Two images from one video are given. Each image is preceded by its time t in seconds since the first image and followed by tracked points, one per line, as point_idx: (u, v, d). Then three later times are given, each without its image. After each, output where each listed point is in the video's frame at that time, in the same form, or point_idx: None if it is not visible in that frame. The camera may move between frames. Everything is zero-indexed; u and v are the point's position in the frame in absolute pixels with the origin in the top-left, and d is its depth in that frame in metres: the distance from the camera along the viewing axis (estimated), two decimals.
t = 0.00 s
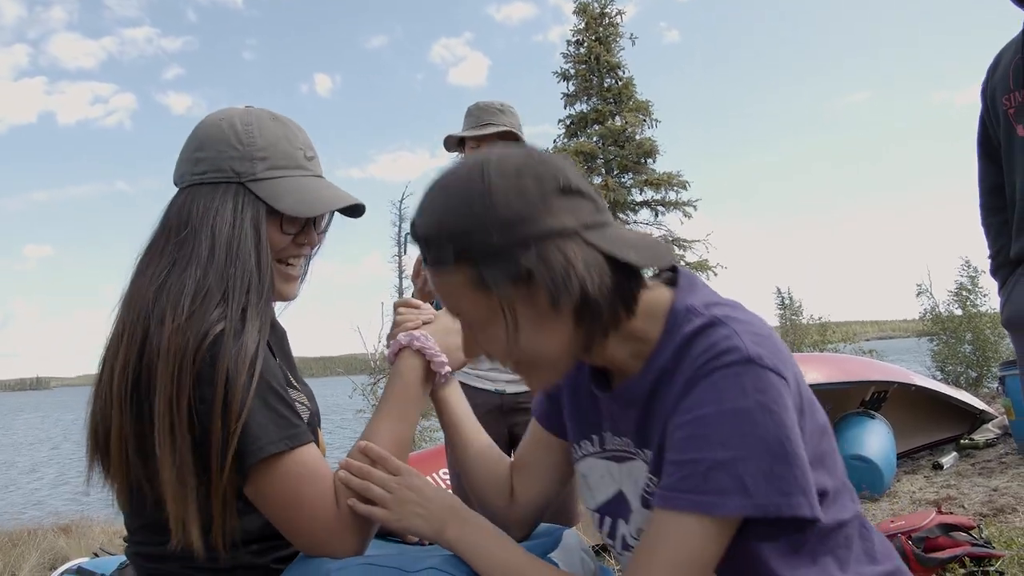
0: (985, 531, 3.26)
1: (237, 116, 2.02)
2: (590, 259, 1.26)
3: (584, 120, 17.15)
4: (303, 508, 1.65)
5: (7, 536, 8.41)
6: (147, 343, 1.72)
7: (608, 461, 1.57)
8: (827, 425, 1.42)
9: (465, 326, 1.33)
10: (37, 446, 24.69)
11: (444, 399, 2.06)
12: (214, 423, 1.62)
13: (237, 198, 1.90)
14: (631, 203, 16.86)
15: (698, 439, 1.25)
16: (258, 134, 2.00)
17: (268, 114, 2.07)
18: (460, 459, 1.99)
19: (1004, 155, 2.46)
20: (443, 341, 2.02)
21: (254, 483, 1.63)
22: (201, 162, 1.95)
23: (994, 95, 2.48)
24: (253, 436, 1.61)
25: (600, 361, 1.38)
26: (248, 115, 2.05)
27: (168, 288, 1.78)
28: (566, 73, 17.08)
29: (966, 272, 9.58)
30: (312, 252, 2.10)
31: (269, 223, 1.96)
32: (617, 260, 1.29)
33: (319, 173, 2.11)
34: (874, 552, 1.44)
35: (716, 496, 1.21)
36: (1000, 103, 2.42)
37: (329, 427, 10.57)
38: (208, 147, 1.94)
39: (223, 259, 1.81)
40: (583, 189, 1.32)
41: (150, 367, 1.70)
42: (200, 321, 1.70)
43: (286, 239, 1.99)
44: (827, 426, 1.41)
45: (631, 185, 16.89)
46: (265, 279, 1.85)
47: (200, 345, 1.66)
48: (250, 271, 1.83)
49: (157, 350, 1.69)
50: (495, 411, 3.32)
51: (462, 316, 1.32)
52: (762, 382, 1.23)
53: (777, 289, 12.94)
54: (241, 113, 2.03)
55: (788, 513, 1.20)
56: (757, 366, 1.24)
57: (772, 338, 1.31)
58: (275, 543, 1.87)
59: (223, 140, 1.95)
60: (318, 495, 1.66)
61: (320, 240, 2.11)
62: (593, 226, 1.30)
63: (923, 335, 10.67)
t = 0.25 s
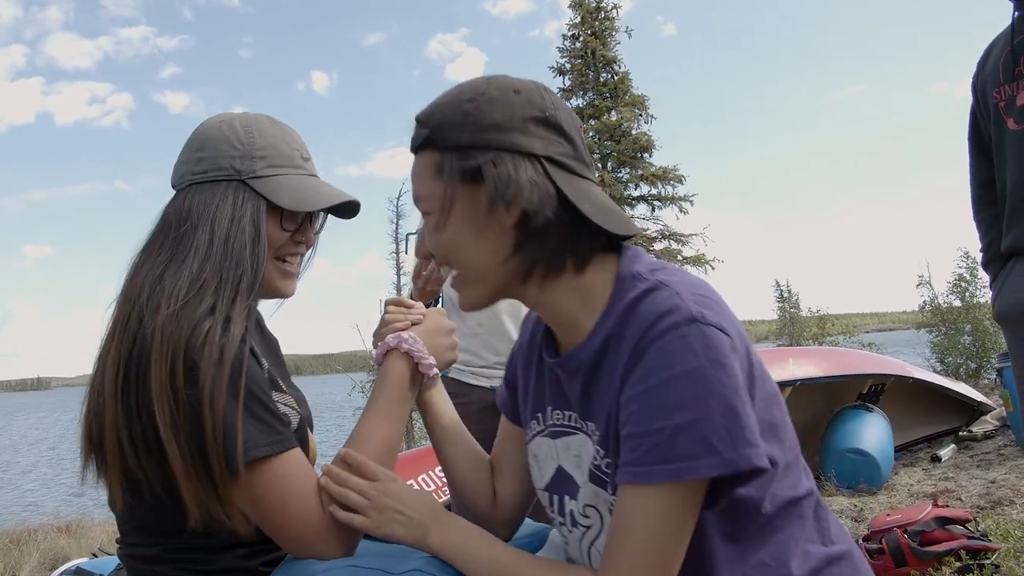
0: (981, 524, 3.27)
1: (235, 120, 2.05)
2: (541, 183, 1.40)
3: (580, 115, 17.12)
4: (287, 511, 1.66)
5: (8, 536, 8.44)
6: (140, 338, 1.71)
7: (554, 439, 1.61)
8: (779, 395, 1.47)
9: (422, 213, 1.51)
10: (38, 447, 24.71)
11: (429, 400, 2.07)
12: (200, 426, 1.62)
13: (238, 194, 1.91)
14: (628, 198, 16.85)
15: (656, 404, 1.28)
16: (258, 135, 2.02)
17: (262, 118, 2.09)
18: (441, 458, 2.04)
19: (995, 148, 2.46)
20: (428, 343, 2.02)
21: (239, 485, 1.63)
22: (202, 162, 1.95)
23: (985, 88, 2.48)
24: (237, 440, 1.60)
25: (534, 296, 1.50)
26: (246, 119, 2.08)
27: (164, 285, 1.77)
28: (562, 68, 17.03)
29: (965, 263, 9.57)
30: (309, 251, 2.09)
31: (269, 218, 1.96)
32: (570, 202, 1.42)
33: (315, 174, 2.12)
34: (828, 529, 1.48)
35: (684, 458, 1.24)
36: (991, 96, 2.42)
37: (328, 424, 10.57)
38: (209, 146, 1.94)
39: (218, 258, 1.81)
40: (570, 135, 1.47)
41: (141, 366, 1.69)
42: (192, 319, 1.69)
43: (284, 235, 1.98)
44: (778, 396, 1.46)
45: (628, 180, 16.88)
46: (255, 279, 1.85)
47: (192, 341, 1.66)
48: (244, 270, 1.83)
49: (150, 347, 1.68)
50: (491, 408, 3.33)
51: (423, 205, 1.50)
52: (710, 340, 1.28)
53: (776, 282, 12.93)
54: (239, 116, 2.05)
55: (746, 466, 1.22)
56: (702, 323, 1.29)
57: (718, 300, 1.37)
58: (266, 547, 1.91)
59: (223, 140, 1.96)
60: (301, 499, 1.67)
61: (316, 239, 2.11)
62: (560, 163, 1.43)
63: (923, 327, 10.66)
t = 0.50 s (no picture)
0: (979, 521, 3.27)
1: (208, 124, 2.05)
2: (509, 167, 1.49)
3: (578, 112, 17.09)
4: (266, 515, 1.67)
5: (7, 534, 8.46)
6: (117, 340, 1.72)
7: (533, 430, 1.67)
8: (743, 386, 1.49)
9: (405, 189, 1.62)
10: (38, 445, 24.75)
11: (422, 401, 2.05)
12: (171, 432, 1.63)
13: (217, 195, 1.91)
14: (627, 194, 16.83)
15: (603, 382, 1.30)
16: (234, 136, 2.02)
17: (231, 123, 2.09)
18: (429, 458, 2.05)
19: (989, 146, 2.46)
20: (425, 343, 2.01)
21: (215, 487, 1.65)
22: (181, 166, 1.95)
23: (980, 87, 2.48)
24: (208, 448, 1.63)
25: (501, 278, 1.58)
26: (219, 123, 2.08)
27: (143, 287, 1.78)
28: (559, 64, 17.00)
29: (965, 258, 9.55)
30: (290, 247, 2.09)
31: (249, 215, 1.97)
32: (538, 188, 1.50)
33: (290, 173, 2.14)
34: (793, 524, 1.51)
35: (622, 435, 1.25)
36: (986, 94, 2.42)
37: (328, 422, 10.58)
38: (188, 150, 1.95)
39: (195, 260, 1.81)
40: (549, 125, 1.55)
41: (116, 370, 1.70)
42: (163, 317, 1.71)
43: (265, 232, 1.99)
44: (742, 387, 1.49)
45: (626, 176, 16.88)
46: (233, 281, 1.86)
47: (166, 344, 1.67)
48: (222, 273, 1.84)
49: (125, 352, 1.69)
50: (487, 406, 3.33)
51: (407, 182, 1.61)
52: (656, 320, 1.30)
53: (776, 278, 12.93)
54: (213, 120, 2.06)
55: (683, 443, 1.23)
56: (649, 303, 1.32)
57: (673, 286, 1.40)
58: (250, 544, 1.88)
59: (201, 143, 1.96)
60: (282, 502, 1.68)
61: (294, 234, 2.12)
62: (532, 151, 1.52)
63: (924, 323, 10.65)
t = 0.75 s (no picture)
0: (993, 518, 3.24)
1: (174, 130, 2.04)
2: (531, 162, 1.49)
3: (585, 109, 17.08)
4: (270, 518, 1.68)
5: (23, 535, 8.54)
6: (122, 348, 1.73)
7: (541, 425, 1.67)
8: (746, 384, 1.48)
9: (426, 172, 1.62)
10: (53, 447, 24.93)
11: (426, 404, 2.06)
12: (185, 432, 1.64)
13: (200, 198, 1.93)
14: (636, 191, 16.79)
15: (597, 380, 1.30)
16: (206, 137, 2.02)
17: (192, 127, 2.06)
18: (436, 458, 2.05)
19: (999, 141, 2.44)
20: (428, 346, 2.01)
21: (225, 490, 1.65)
22: (160, 177, 1.95)
23: (988, 81, 2.45)
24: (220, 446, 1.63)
25: (513, 269, 1.58)
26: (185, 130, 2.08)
27: (142, 294, 1.80)
28: (566, 62, 16.96)
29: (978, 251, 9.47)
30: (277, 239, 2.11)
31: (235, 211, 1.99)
32: (557, 185, 1.50)
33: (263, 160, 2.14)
34: (797, 522, 1.51)
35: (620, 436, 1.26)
36: (994, 87, 2.40)
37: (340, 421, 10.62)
38: (163, 160, 1.95)
39: (196, 265, 1.84)
40: (574, 125, 1.55)
41: (126, 375, 1.71)
42: (169, 321, 1.72)
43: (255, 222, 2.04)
44: (744, 385, 1.47)
45: (634, 173, 16.85)
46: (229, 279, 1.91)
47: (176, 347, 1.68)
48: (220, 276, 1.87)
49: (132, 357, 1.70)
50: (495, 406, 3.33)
51: (429, 165, 1.61)
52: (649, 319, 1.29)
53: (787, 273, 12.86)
54: (180, 128, 2.06)
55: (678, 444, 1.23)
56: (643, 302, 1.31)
57: (671, 283, 1.38)
58: (257, 543, 1.88)
59: (174, 149, 1.96)
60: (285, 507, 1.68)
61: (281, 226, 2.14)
62: (556, 148, 1.52)
63: (937, 316, 10.58)
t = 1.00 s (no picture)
0: (1003, 519, 3.22)
1: (180, 132, 2.06)
2: (554, 157, 1.49)
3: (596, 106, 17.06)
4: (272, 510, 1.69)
5: (35, 528, 8.61)
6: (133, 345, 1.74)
7: (552, 419, 1.67)
8: (754, 378, 1.49)
9: (449, 168, 1.60)
10: (65, 440, 25.11)
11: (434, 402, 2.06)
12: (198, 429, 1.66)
13: (209, 200, 1.94)
14: (646, 188, 16.75)
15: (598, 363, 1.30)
16: (212, 138, 2.03)
17: (200, 128, 2.08)
18: (444, 454, 2.05)
19: (1012, 140, 2.41)
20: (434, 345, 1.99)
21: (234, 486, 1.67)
22: (168, 179, 1.96)
23: (1001, 79, 2.43)
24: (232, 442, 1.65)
25: (531, 263, 1.58)
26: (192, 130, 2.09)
27: (152, 293, 1.80)
28: (577, 59, 16.93)
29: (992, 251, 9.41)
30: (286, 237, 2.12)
31: (241, 210, 1.99)
32: (579, 180, 1.50)
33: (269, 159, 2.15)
34: (800, 518, 1.52)
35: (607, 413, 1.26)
36: (1008, 86, 2.37)
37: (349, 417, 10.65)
38: (170, 162, 1.96)
39: (207, 264, 1.85)
40: (596, 122, 1.54)
41: (137, 372, 1.72)
42: (183, 319, 1.73)
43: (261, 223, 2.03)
44: (751, 377, 1.49)
45: (644, 171, 16.80)
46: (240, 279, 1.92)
47: (190, 345, 1.69)
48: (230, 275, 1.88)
49: (144, 355, 1.71)
50: (502, 403, 3.33)
51: (449, 158, 1.60)
52: (657, 304, 1.30)
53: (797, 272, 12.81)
54: (187, 129, 2.07)
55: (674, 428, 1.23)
56: (652, 288, 1.32)
57: (681, 272, 1.39)
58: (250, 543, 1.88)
59: (180, 150, 1.97)
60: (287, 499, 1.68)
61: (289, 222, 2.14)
62: (579, 144, 1.51)
63: (948, 316, 10.52)
